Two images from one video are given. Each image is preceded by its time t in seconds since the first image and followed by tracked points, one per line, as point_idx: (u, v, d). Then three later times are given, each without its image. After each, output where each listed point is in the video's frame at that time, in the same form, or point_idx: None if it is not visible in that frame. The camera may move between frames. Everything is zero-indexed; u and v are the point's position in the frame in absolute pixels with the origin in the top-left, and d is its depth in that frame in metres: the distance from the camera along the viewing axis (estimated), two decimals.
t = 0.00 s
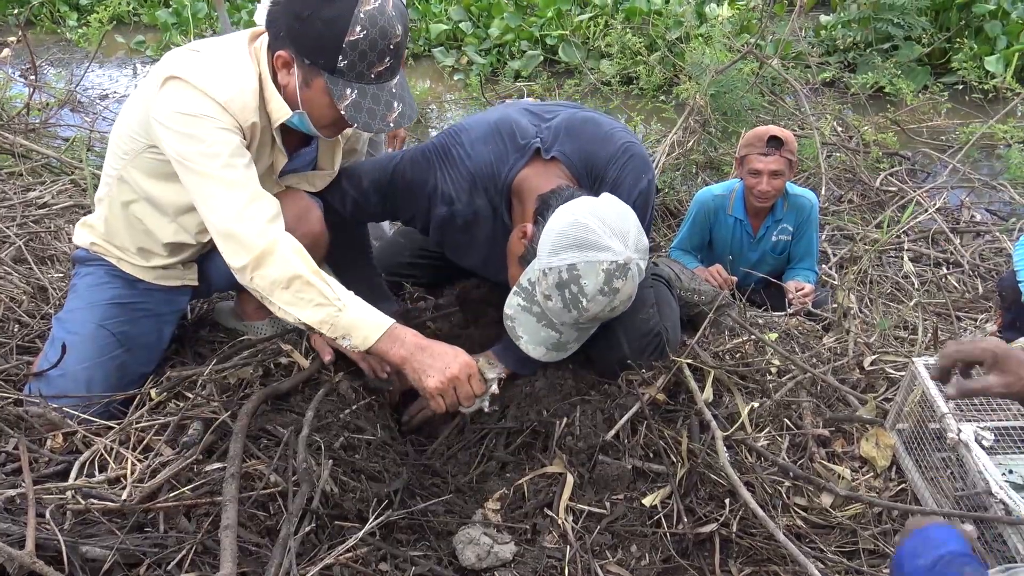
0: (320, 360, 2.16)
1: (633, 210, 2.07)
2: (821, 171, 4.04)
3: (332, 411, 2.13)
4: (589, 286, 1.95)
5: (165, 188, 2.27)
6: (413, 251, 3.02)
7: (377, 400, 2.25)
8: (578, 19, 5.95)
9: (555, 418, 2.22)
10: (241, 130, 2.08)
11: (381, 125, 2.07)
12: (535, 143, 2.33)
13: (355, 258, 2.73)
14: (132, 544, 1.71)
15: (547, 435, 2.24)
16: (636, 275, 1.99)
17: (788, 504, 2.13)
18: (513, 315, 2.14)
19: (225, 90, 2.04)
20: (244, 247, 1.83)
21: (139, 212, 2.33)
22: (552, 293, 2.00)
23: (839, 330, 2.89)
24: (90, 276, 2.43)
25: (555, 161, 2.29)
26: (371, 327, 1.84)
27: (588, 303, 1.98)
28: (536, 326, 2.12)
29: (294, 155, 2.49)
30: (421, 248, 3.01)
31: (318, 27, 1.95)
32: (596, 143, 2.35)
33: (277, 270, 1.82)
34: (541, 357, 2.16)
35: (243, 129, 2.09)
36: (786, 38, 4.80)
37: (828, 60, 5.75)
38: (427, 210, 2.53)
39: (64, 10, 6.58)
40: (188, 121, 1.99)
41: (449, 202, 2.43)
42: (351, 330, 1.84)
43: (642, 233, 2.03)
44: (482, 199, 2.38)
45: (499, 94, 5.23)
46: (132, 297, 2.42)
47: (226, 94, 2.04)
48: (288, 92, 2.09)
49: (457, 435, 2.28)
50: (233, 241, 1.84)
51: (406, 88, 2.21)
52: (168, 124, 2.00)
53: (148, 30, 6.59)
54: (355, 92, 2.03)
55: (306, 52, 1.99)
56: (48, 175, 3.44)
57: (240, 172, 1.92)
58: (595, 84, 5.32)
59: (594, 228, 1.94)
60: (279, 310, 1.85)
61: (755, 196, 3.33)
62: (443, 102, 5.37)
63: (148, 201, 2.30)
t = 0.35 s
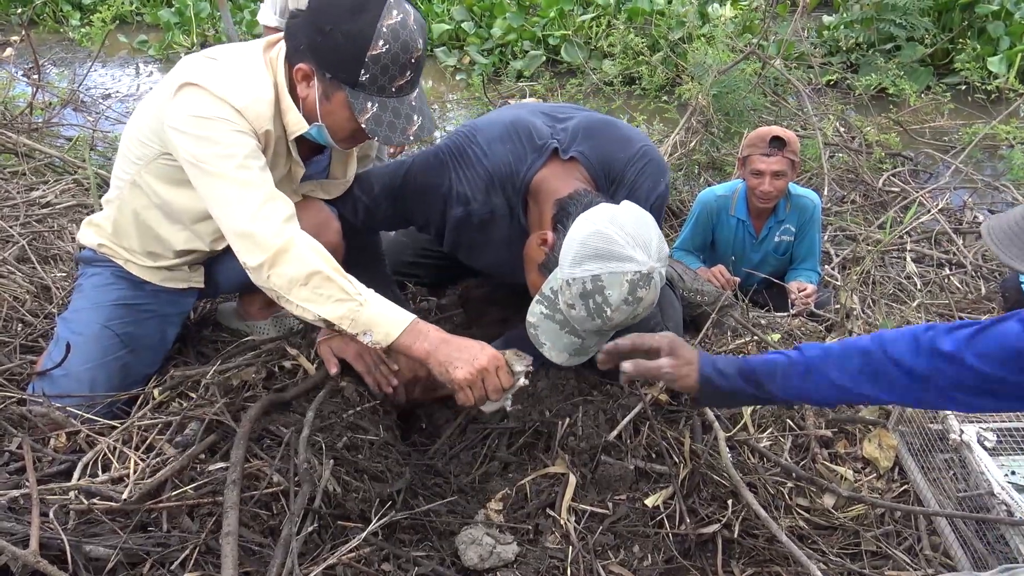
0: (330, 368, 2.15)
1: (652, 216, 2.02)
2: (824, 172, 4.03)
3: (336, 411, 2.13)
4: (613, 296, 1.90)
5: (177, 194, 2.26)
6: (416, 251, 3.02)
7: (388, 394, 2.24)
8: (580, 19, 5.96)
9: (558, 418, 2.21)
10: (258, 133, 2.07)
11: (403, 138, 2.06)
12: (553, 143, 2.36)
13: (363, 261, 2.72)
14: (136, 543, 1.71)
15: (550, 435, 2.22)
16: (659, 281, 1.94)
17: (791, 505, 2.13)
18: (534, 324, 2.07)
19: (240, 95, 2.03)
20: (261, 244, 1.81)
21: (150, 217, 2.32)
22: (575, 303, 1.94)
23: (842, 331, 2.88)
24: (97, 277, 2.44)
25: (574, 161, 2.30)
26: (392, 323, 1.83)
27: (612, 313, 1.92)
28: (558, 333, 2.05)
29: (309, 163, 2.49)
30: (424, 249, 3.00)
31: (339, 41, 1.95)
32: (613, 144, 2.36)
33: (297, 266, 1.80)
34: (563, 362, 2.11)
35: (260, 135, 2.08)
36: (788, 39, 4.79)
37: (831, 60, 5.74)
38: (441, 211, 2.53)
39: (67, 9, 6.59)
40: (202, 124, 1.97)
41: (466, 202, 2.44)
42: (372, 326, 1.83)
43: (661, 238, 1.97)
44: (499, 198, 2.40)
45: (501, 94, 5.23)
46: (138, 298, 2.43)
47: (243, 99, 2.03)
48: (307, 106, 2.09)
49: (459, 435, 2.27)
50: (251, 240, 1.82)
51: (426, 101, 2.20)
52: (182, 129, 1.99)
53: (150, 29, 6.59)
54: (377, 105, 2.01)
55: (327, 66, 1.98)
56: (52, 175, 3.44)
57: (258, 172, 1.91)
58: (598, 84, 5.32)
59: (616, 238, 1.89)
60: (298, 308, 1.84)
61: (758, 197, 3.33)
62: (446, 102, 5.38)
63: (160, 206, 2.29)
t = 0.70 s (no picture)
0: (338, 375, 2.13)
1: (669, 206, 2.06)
2: (829, 172, 4.03)
3: (342, 411, 2.14)
4: (633, 285, 1.94)
5: (194, 197, 2.23)
6: (423, 253, 3.03)
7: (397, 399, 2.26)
8: (585, 19, 5.96)
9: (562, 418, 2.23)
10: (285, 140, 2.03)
11: (418, 147, 2.08)
12: (569, 136, 2.36)
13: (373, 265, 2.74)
14: (141, 542, 1.72)
15: (554, 435, 2.22)
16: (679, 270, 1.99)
17: (795, 507, 2.13)
18: (554, 314, 2.14)
19: (266, 102, 1.99)
20: (301, 247, 1.77)
21: (166, 220, 2.29)
22: (595, 293, 1.99)
23: (848, 331, 2.87)
24: (102, 277, 2.44)
25: (590, 153, 2.31)
26: (430, 335, 1.80)
27: (633, 301, 1.97)
28: (577, 323, 2.12)
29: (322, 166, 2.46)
30: (432, 250, 3.01)
31: (356, 48, 1.94)
32: (629, 140, 2.38)
33: (336, 272, 1.76)
34: (578, 352, 2.17)
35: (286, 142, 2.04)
36: (794, 38, 4.79)
37: (836, 60, 5.73)
38: (459, 204, 2.52)
39: (73, 9, 6.60)
40: (231, 128, 1.93)
41: (483, 194, 2.41)
42: (410, 337, 1.80)
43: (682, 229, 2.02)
44: (515, 189, 2.37)
45: (505, 94, 5.23)
46: (144, 297, 2.42)
47: (268, 105, 1.99)
48: (323, 109, 2.07)
49: (464, 435, 2.29)
50: (291, 244, 1.78)
51: (442, 107, 2.22)
52: (209, 132, 1.94)
53: (156, 29, 6.60)
54: (392, 114, 2.01)
55: (343, 72, 1.97)
56: (58, 174, 3.45)
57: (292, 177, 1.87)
58: (603, 84, 5.32)
59: (637, 228, 1.93)
60: (336, 314, 1.80)
61: (762, 196, 3.32)
62: (451, 101, 5.37)
63: (176, 210, 2.26)
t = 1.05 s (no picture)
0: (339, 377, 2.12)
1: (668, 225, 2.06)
2: (832, 170, 4.02)
3: (343, 410, 2.14)
4: (634, 312, 1.96)
5: (189, 201, 2.22)
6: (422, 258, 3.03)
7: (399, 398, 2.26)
8: (586, 18, 5.97)
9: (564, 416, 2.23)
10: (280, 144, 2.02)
11: (410, 152, 2.09)
12: (561, 148, 2.35)
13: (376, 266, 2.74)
14: (144, 541, 1.72)
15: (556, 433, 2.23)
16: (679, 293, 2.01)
17: (798, 506, 2.13)
18: (553, 330, 2.16)
19: (260, 108, 1.98)
20: (294, 254, 1.77)
21: (162, 223, 2.29)
22: (595, 317, 2.00)
23: (851, 330, 2.87)
24: (100, 280, 2.44)
25: (582, 165, 2.30)
26: (424, 342, 1.80)
27: (633, 327, 1.99)
28: (576, 343, 2.14)
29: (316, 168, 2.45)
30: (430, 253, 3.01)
31: (350, 55, 1.94)
32: (622, 149, 2.37)
33: (330, 280, 1.76)
34: (576, 369, 2.20)
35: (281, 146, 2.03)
36: (795, 36, 4.78)
37: (838, 58, 5.72)
38: (451, 218, 2.54)
39: (75, 11, 6.62)
40: (225, 134, 1.92)
41: (474, 212, 2.44)
42: (404, 344, 1.79)
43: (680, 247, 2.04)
44: (506, 206, 2.38)
45: (507, 94, 5.24)
46: (142, 299, 2.43)
47: (263, 111, 1.98)
48: (316, 113, 2.07)
49: (467, 433, 2.29)
50: (285, 251, 1.78)
51: (436, 110, 2.24)
52: (203, 139, 1.93)
53: (158, 30, 6.61)
54: (385, 120, 2.02)
55: (337, 79, 1.98)
56: (60, 175, 3.46)
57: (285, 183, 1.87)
58: (604, 83, 5.32)
59: (636, 254, 1.93)
60: (331, 320, 1.80)
61: (764, 194, 3.32)
62: (452, 100, 5.38)
63: (172, 214, 2.26)
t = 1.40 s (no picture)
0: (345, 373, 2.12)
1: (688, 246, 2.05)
2: (833, 170, 4.03)
3: (346, 409, 2.13)
4: (647, 331, 1.97)
5: (199, 199, 2.24)
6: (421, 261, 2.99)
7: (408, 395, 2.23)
8: (588, 18, 5.97)
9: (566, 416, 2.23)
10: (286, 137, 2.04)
11: (404, 136, 2.07)
12: (579, 154, 2.34)
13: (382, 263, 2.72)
14: (146, 541, 1.72)
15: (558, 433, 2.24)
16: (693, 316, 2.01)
17: (799, 506, 2.13)
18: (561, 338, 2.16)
19: (261, 103, 2.00)
20: (309, 248, 1.81)
21: (173, 224, 2.31)
22: (607, 333, 2.01)
23: (852, 330, 2.87)
24: (104, 279, 2.44)
25: (600, 171, 2.32)
26: (434, 342, 1.80)
27: (645, 346, 2.00)
28: (586, 355, 2.15)
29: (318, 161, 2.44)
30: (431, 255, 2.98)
31: (340, 36, 1.93)
32: (641, 153, 2.37)
33: (345, 274, 1.78)
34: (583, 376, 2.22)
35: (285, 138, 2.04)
36: (797, 36, 4.78)
37: (840, 58, 5.72)
38: (465, 224, 2.52)
39: (76, 9, 6.62)
40: (232, 133, 1.95)
41: (489, 218, 2.42)
42: (415, 342, 1.80)
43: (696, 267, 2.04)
44: (522, 213, 2.37)
45: (508, 94, 5.24)
46: (146, 297, 2.42)
47: (263, 106, 1.99)
48: (308, 99, 2.06)
49: (467, 433, 2.29)
50: (301, 246, 1.82)
51: (431, 96, 2.22)
52: (211, 140, 1.97)
53: (159, 29, 6.61)
54: (377, 103, 2.02)
55: (327, 61, 1.97)
56: (62, 174, 3.46)
57: (295, 178, 1.89)
58: (606, 82, 5.32)
59: (653, 275, 1.93)
60: (346, 315, 1.82)
61: (763, 191, 3.32)
62: (454, 100, 5.38)
63: (182, 213, 2.27)
